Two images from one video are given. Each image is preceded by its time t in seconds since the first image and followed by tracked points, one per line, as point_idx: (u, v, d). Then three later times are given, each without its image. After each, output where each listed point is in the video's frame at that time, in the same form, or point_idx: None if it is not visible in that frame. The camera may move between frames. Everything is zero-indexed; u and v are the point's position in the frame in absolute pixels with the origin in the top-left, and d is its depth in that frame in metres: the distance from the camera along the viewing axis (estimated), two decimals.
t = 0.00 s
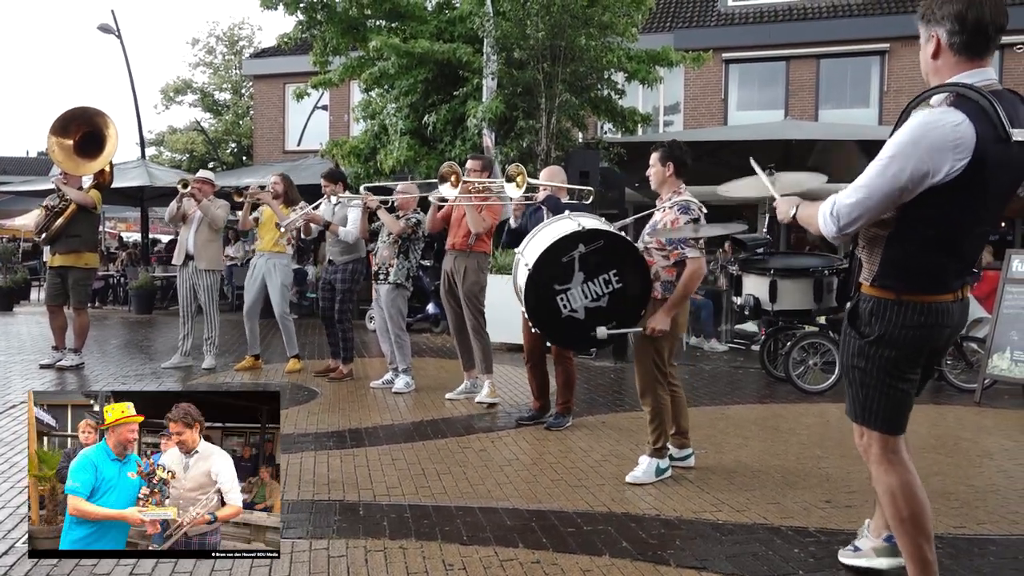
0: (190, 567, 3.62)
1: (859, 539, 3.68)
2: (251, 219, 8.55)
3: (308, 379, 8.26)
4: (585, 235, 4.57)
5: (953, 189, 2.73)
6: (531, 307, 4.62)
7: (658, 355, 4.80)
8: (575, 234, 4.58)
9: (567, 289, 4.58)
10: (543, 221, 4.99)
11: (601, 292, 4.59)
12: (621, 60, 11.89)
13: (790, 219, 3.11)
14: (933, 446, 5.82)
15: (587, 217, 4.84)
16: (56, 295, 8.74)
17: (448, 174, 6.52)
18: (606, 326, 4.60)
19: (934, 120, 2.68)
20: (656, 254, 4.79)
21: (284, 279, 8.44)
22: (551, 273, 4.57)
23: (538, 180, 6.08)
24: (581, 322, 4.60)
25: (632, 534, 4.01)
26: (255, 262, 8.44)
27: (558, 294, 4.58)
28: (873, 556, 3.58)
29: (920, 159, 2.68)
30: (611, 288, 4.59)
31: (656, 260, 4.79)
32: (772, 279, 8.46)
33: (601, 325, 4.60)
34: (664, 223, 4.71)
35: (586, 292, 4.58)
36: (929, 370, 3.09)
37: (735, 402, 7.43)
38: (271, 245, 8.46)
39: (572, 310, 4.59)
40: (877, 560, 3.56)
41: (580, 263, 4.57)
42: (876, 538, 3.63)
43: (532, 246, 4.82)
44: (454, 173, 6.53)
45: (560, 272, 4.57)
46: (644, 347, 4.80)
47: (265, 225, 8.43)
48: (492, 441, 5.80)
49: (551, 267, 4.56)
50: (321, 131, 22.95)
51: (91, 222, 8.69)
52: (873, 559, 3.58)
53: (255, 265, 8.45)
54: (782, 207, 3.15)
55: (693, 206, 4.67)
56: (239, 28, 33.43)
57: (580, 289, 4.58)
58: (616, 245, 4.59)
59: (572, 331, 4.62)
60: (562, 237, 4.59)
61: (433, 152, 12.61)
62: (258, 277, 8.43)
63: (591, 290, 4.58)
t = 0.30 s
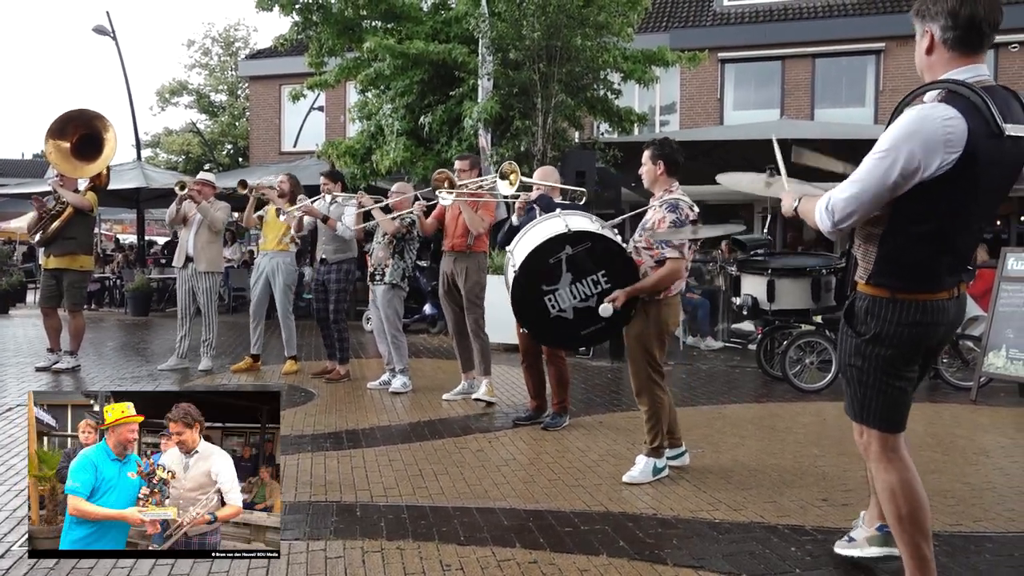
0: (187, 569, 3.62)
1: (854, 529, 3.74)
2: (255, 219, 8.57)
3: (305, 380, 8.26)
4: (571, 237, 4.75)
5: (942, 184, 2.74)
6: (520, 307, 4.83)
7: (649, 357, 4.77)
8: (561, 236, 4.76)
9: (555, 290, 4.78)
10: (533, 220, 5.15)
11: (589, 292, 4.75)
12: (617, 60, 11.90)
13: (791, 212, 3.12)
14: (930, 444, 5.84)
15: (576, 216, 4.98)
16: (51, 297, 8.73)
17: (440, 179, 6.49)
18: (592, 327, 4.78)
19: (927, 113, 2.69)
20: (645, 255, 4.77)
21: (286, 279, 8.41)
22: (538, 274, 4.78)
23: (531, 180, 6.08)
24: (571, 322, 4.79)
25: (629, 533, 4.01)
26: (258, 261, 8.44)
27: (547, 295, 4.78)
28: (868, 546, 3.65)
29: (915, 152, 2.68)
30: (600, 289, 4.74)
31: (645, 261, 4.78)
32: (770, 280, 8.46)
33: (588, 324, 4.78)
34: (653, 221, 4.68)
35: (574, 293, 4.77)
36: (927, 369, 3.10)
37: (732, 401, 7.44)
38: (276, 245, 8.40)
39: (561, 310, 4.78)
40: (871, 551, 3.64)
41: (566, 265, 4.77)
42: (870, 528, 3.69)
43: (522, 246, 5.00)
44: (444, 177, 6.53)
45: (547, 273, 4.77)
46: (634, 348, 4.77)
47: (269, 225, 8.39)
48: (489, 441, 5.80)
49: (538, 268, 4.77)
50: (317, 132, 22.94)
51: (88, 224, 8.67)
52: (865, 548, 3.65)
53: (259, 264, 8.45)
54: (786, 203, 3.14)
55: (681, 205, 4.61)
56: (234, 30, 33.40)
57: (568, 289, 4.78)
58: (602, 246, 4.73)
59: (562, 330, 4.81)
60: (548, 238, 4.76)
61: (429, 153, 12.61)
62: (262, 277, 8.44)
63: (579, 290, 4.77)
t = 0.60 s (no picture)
0: (180, 569, 3.62)
1: (853, 538, 3.67)
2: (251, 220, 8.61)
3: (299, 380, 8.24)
4: (558, 237, 4.77)
5: (937, 191, 2.75)
6: (510, 307, 4.84)
7: (646, 358, 4.78)
8: (548, 237, 4.79)
9: (544, 289, 4.79)
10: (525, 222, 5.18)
11: (579, 292, 4.76)
12: (611, 60, 11.90)
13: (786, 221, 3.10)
14: (922, 443, 5.86)
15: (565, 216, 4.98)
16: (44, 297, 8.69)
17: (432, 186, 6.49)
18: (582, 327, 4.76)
19: (921, 123, 2.70)
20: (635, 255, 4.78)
21: (282, 280, 8.35)
22: (527, 275, 4.80)
23: (523, 180, 6.07)
24: (562, 321, 4.79)
25: (623, 533, 4.01)
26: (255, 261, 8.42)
27: (537, 295, 4.80)
28: (866, 556, 3.57)
29: (908, 164, 2.69)
30: (589, 289, 4.75)
31: (635, 261, 4.78)
32: (762, 288, 8.46)
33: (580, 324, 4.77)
34: (643, 222, 4.69)
35: (563, 293, 4.78)
36: (917, 372, 3.11)
37: (726, 401, 7.45)
38: (272, 245, 8.37)
39: (551, 309, 4.79)
40: (871, 561, 3.54)
41: (555, 265, 4.77)
42: (869, 539, 3.61)
43: (512, 247, 5.03)
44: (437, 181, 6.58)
45: (536, 274, 4.79)
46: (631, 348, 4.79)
47: (267, 226, 8.39)
48: (483, 442, 5.80)
49: (526, 268, 4.80)
50: (311, 132, 22.91)
51: (81, 224, 8.64)
52: (864, 559, 3.57)
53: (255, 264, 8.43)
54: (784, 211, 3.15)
55: (669, 204, 4.61)
56: (228, 29, 33.33)
57: (557, 289, 4.78)
58: (590, 247, 4.74)
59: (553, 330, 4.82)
60: (536, 239, 4.79)
61: (423, 153, 12.61)
62: (258, 278, 8.41)
63: (568, 290, 4.78)
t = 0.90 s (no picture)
0: (176, 569, 3.61)
1: (853, 546, 3.63)
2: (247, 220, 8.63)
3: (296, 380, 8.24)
4: (557, 240, 4.79)
5: (931, 190, 2.75)
6: (514, 310, 4.89)
7: (647, 357, 4.78)
8: (546, 240, 4.81)
9: (545, 292, 4.82)
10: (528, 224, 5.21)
11: (579, 294, 4.77)
12: (610, 60, 11.91)
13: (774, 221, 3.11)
14: (919, 444, 5.87)
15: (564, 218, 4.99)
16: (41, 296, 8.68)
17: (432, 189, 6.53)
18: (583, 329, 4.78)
19: (915, 123, 2.70)
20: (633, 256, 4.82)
21: (277, 279, 8.36)
22: (528, 278, 4.84)
23: (518, 182, 6.06)
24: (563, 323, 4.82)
25: (620, 534, 4.01)
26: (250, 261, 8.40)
27: (538, 298, 4.83)
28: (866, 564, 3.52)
29: (902, 163, 2.69)
30: (589, 291, 4.75)
31: (634, 262, 4.82)
32: (758, 288, 8.29)
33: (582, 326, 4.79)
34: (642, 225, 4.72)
35: (564, 295, 4.79)
36: (913, 372, 3.11)
37: (723, 401, 7.45)
38: (266, 245, 8.36)
39: (552, 312, 4.82)
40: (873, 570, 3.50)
41: (554, 267, 4.79)
42: (870, 548, 3.56)
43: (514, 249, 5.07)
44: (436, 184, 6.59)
45: (536, 277, 4.82)
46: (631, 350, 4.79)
47: (261, 226, 8.37)
48: (480, 442, 5.80)
49: (526, 271, 4.83)
50: (309, 132, 22.90)
51: (78, 224, 8.63)
52: (865, 567, 3.52)
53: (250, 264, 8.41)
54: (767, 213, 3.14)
55: (666, 207, 4.66)
56: (226, 29, 33.32)
57: (557, 292, 4.80)
58: (588, 249, 4.74)
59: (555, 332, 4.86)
60: (535, 242, 4.82)
61: (421, 153, 12.61)
62: (253, 278, 8.40)
63: (568, 292, 4.79)
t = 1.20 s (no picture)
0: (174, 569, 3.61)
1: (847, 534, 3.72)
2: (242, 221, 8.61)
3: (294, 381, 8.24)
4: (560, 240, 4.81)
5: (929, 184, 2.75)
6: (517, 310, 4.90)
7: (648, 357, 4.74)
8: (550, 240, 4.83)
9: (548, 292, 4.84)
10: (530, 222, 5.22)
11: (582, 294, 4.80)
12: (608, 61, 11.91)
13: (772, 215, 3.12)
14: (917, 445, 5.87)
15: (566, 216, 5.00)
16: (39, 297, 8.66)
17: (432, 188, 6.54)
18: (586, 329, 4.86)
19: (911, 112, 2.70)
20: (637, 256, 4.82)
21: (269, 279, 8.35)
22: (531, 278, 4.85)
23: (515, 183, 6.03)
24: (567, 323, 4.86)
25: (617, 535, 4.01)
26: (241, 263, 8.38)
27: (541, 298, 4.85)
28: (859, 553, 3.62)
29: (898, 152, 2.69)
30: (593, 291, 4.78)
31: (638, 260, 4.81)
32: (755, 284, 8.39)
33: (586, 326, 4.85)
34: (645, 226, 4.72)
35: (567, 295, 4.82)
36: (915, 368, 3.11)
37: (721, 402, 7.45)
38: (258, 245, 8.36)
39: (556, 312, 4.85)
40: (860, 558, 3.60)
41: (557, 268, 4.82)
42: (863, 536, 3.64)
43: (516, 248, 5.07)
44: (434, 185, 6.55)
45: (539, 277, 4.84)
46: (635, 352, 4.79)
47: (252, 226, 8.38)
48: (478, 443, 5.80)
49: (529, 271, 4.84)
50: (307, 132, 22.89)
51: (75, 224, 8.62)
52: (856, 556, 3.62)
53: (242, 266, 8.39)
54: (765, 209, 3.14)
55: (670, 208, 4.64)
56: (225, 29, 33.31)
57: (561, 292, 4.83)
58: (591, 250, 4.77)
59: (558, 331, 4.89)
60: (539, 242, 4.84)
61: (419, 154, 12.61)
62: (244, 278, 8.36)
63: (572, 292, 4.81)
